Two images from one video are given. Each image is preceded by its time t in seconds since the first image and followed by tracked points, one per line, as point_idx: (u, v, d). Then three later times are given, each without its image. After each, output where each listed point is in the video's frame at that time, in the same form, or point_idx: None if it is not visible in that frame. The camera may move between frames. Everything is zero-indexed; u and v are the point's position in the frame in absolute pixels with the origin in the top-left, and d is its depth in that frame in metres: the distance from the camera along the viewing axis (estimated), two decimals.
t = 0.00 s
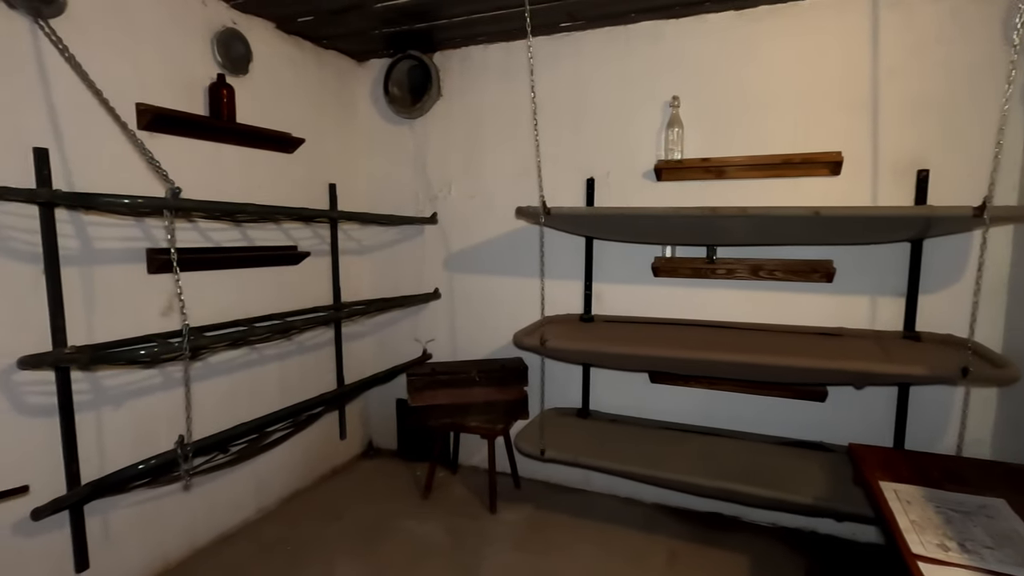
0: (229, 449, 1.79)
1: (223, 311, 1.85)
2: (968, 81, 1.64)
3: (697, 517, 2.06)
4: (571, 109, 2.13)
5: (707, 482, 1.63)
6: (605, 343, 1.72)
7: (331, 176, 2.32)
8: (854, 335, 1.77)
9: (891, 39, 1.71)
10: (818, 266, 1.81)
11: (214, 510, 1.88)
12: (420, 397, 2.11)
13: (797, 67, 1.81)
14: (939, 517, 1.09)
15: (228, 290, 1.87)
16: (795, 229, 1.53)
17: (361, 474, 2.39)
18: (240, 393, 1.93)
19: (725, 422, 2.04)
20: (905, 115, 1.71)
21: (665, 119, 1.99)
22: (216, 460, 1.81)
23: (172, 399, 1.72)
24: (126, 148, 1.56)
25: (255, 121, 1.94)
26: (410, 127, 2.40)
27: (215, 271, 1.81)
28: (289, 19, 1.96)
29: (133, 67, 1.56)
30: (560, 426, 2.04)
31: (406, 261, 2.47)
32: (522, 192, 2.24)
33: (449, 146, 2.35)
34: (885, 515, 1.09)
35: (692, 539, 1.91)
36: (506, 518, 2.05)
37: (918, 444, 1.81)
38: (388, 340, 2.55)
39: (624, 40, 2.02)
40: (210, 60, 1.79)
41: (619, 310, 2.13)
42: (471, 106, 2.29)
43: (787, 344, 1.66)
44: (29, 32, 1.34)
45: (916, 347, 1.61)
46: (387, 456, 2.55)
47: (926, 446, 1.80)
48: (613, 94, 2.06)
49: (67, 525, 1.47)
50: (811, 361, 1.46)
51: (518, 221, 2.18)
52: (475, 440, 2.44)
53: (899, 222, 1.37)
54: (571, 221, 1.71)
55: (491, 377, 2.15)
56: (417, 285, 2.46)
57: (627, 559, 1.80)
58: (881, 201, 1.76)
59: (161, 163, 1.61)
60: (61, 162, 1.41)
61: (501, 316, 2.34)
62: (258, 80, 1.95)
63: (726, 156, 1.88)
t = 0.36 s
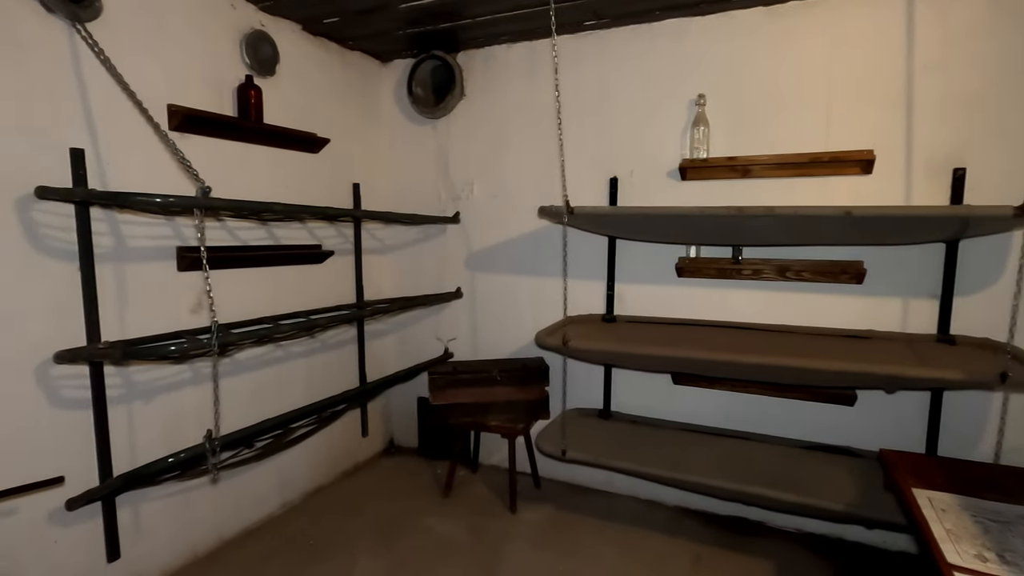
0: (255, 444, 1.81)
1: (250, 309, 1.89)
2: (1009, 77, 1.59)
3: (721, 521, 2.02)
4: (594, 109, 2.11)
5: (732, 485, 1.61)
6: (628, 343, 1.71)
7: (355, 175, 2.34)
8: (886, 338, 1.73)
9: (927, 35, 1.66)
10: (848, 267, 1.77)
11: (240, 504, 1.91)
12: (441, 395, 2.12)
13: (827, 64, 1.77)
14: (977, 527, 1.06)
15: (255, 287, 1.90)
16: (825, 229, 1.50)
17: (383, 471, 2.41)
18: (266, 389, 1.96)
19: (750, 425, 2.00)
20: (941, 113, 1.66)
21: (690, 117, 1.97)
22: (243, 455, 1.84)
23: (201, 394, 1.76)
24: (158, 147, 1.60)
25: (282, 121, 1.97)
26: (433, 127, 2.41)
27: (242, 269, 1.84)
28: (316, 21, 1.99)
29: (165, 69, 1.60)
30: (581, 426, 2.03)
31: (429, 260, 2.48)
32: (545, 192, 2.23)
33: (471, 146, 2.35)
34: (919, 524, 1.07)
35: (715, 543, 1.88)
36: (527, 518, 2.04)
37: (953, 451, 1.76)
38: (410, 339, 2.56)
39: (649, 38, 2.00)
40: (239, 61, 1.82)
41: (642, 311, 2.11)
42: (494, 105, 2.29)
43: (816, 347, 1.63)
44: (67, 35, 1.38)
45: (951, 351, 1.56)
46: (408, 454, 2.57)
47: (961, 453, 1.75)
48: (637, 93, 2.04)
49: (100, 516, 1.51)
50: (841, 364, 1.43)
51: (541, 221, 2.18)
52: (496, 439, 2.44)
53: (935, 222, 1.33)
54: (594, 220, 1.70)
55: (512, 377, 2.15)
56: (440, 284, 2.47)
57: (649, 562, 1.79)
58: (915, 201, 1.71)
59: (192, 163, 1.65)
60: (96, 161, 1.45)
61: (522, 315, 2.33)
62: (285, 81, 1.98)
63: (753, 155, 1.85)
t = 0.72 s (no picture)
0: (281, 441, 1.84)
1: (277, 308, 1.92)
2: None
3: (747, 526, 1.99)
4: (618, 108, 2.10)
5: (758, 490, 1.58)
6: (652, 345, 1.69)
7: (379, 176, 2.36)
8: (919, 341, 1.68)
9: (963, 29, 1.61)
10: (878, 268, 1.72)
11: (267, 500, 1.94)
12: (464, 395, 2.12)
13: (858, 60, 1.73)
14: (1016, 538, 1.02)
15: (282, 287, 1.93)
16: (855, 230, 1.46)
17: (405, 470, 2.43)
18: (292, 387, 2.00)
19: (777, 429, 1.97)
20: (979, 109, 1.61)
21: (716, 116, 1.94)
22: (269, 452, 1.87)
23: (229, 391, 1.79)
24: (189, 149, 1.63)
25: (308, 123, 2.00)
26: (457, 127, 2.42)
27: (269, 269, 1.87)
28: (342, 24, 2.01)
29: (196, 74, 1.63)
30: (604, 428, 2.02)
31: (452, 260, 2.49)
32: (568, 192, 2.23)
33: (494, 146, 2.36)
34: (956, 534, 1.04)
35: (740, 549, 1.86)
36: (548, 519, 2.04)
37: (989, 458, 1.70)
38: (433, 339, 2.58)
39: (674, 36, 1.98)
40: (267, 65, 1.85)
41: (666, 312, 2.09)
42: (517, 106, 2.29)
43: (846, 350, 1.59)
44: (103, 41, 1.42)
45: (988, 355, 1.52)
46: (430, 453, 2.58)
47: (998, 461, 1.69)
48: (662, 92, 2.02)
49: (133, 510, 1.55)
50: (872, 368, 1.39)
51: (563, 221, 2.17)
52: (517, 439, 2.44)
53: (972, 222, 1.29)
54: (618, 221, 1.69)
55: (534, 377, 2.15)
56: (462, 284, 2.48)
57: (672, 566, 1.77)
58: (950, 200, 1.66)
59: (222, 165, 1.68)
60: (130, 164, 1.49)
61: (545, 316, 2.33)
62: (312, 84, 2.01)
63: (781, 154, 1.82)
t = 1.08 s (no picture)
0: (311, 438, 1.87)
1: (307, 307, 1.95)
2: None
3: (778, 532, 1.95)
4: (647, 107, 2.08)
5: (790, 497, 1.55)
6: (681, 347, 1.67)
7: (407, 177, 2.38)
8: (961, 345, 1.62)
9: (1010, 22, 1.55)
10: (917, 269, 1.68)
11: (297, 496, 1.98)
12: (490, 395, 2.12)
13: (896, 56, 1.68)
14: None
15: (312, 287, 1.96)
16: (894, 230, 1.42)
17: (432, 469, 2.44)
18: (321, 385, 2.03)
19: (809, 434, 1.92)
20: None
21: (747, 115, 1.91)
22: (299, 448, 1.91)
23: (262, 389, 1.83)
24: (225, 152, 1.67)
25: (338, 126, 2.03)
26: (484, 128, 2.43)
27: (300, 269, 1.91)
28: (371, 27, 2.04)
29: (231, 79, 1.67)
30: (631, 430, 2.00)
31: (478, 261, 2.50)
32: (595, 192, 2.21)
33: (521, 147, 2.36)
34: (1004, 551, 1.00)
35: (770, 556, 1.82)
36: (574, 521, 2.03)
37: None
38: (459, 339, 2.59)
39: (703, 34, 1.96)
40: (299, 69, 1.88)
41: (695, 314, 2.06)
42: (544, 106, 2.29)
43: (883, 354, 1.55)
44: (144, 49, 1.47)
45: None
46: (456, 453, 2.60)
47: None
48: (692, 90, 1.99)
49: (170, 503, 1.59)
50: (911, 372, 1.35)
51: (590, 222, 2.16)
52: (543, 440, 2.44)
53: (1019, 223, 1.24)
54: (646, 221, 1.67)
55: (560, 378, 2.14)
56: (489, 285, 2.49)
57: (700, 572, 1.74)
58: (995, 200, 1.60)
59: (256, 167, 1.72)
60: (169, 167, 1.54)
61: (571, 317, 2.32)
62: (342, 87, 2.04)
63: (814, 152, 1.78)
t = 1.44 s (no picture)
0: (342, 435, 1.90)
1: (339, 306, 1.98)
2: None
3: (813, 541, 1.90)
4: (679, 106, 2.05)
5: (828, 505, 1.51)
6: (713, 349, 1.64)
7: (437, 178, 2.40)
8: (1011, 351, 1.55)
9: None
10: (964, 271, 1.62)
11: (328, 492, 2.01)
12: (518, 395, 2.12)
13: (943, 50, 1.62)
14: None
15: (344, 286, 1.99)
16: (939, 230, 1.37)
17: (460, 468, 2.46)
18: (352, 383, 2.06)
19: (847, 441, 1.86)
20: None
21: (783, 112, 1.87)
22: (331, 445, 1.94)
23: (295, 386, 1.87)
24: (262, 154, 1.71)
25: (370, 127, 2.06)
26: (513, 128, 2.43)
27: (333, 269, 1.94)
28: (403, 29, 2.06)
29: (268, 82, 1.71)
30: (661, 433, 1.98)
31: (507, 261, 2.51)
32: (626, 192, 2.19)
33: (551, 147, 2.35)
34: None
35: (805, 564, 1.77)
36: (602, 523, 2.01)
37: None
38: (488, 338, 2.60)
39: (738, 31, 1.92)
40: (333, 72, 1.92)
41: (728, 315, 2.02)
42: (575, 105, 2.28)
43: (925, 358, 1.49)
44: (185, 54, 1.52)
45: None
46: (484, 452, 2.61)
47: None
48: (726, 88, 1.96)
49: (207, 496, 1.64)
50: (957, 378, 1.30)
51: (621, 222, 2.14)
52: (571, 441, 2.43)
53: None
54: (678, 221, 1.65)
55: (589, 379, 2.12)
56: (518, 285, 2.49)
57: None
58: None
59: (291, 169, 1.76)
60: (208, 169, 1.58)
61: (601, 317, 2.30)
62: (373, 89, 2.07)
63: (854, 151, 1.73)
